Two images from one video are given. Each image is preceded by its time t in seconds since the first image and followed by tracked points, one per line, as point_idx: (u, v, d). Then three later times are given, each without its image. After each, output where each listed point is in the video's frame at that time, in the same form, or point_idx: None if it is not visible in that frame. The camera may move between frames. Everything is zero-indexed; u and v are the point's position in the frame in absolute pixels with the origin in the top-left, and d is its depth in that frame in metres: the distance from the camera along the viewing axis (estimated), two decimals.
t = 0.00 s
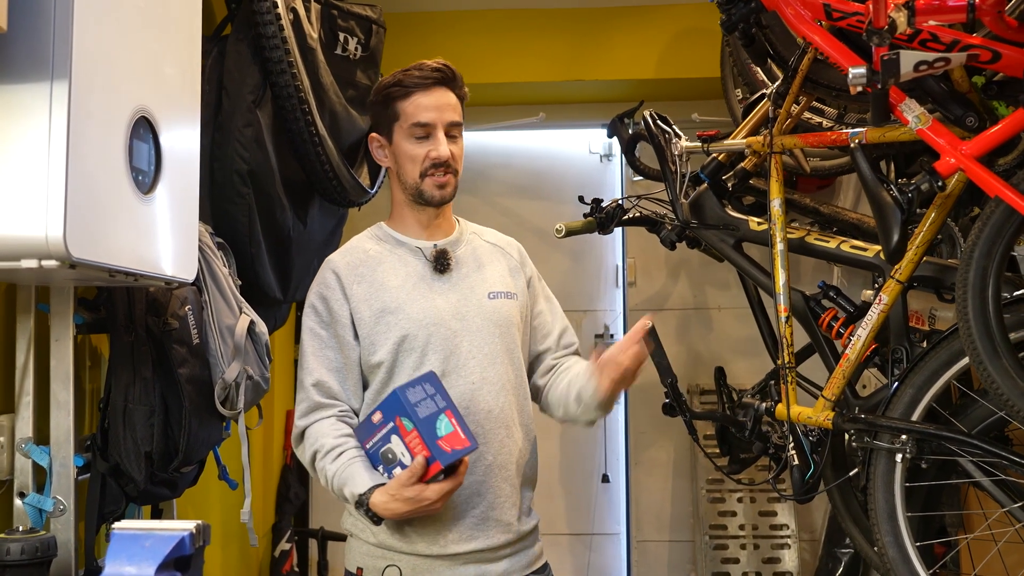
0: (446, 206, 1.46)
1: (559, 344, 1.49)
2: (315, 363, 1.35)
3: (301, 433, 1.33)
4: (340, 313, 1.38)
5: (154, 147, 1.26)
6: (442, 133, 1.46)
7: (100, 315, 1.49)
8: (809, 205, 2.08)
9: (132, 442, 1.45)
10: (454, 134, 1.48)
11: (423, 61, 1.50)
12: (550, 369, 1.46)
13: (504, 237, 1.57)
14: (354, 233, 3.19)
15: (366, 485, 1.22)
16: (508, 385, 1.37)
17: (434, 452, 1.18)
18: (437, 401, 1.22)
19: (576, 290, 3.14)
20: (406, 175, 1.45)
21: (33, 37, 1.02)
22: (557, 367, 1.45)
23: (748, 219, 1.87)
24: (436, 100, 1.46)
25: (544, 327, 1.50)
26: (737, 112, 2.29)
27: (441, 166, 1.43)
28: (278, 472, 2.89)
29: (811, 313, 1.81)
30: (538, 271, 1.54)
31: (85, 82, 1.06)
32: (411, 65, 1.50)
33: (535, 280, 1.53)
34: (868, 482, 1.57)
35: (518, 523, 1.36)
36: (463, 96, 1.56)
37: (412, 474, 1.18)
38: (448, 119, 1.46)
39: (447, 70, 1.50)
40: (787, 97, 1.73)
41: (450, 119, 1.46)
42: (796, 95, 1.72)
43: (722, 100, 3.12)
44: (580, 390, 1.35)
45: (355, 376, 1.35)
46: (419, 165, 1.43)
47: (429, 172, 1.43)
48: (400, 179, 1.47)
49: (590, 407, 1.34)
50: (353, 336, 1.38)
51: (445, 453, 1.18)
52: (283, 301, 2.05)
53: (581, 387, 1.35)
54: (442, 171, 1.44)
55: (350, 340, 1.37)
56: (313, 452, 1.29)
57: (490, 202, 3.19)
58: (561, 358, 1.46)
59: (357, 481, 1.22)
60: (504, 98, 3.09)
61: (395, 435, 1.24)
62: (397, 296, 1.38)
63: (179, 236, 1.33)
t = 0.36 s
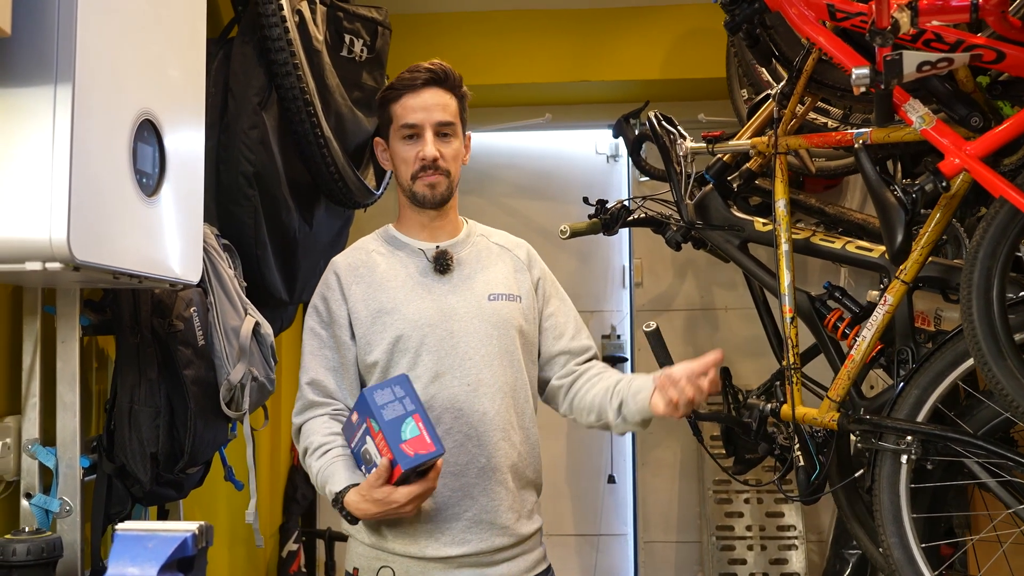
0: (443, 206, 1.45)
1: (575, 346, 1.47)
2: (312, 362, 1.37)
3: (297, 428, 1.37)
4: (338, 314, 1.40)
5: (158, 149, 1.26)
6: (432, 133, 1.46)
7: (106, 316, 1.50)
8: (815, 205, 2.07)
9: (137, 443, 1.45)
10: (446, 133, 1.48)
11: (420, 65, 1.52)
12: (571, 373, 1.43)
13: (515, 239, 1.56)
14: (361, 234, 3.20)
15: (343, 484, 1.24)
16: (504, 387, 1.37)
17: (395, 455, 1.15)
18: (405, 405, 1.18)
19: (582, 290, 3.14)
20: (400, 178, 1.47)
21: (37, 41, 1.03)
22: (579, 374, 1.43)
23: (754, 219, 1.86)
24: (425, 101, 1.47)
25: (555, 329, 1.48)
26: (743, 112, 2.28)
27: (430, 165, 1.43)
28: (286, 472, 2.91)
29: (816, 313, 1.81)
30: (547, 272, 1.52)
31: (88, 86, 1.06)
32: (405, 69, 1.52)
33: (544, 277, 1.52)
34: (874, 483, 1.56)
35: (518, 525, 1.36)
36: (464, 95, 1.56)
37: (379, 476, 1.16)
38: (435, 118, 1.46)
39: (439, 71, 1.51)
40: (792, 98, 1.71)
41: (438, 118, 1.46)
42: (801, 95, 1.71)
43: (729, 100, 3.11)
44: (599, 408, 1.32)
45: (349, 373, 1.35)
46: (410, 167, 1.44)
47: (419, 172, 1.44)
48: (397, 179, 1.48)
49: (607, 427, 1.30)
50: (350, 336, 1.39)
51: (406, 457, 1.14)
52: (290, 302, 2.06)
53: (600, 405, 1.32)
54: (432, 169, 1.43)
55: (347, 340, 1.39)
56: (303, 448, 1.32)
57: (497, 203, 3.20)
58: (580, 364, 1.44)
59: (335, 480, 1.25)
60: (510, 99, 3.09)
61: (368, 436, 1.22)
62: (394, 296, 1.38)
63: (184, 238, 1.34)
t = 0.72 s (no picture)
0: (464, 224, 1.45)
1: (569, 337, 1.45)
2: (309, 363, 1.38)
3: (293, 427, 1.38)
4: (336, 315, 1.41)
5: (154, 152, 1.27)
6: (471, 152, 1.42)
7: (104, 318, 1.51)
8: (813, 206, 2.06)
9: (134, 445, 1.46)
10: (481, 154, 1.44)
11: (458, 73, 1.44)
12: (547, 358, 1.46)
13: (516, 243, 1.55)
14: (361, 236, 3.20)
15: (341, 483, 1.26)
16: (502, 391, 1.37)
17: (401, 456, 1.17)
18: (412, 407, 1.21)
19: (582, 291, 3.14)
20: (427, 189, 1.42)
21: (33, 44, 1.03)
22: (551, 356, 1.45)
23: (751, 221, 1.86)
24: (470, 121, 1.41)
25: (550, 322, 1.47)
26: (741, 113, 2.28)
27: (467, 188, 1.40)
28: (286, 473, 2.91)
29: (813, 314, 1.80)
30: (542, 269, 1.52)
31: (83, 89, 1.07)
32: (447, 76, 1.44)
33: (539, 274, 1.51)
34: (869, 484, 1.56)
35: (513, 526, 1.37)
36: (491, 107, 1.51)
37: (382, 476, 1.18)
38: (480, 142, 1.42)
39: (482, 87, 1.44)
40: (789, 99, 1.72)
41: (481, 140, 1.42)
42: (797, 96, 1.72)
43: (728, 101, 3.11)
44: (574, 375, 1.38)
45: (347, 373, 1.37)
46: (445, 184, 1.40)
47: (454, 192, 1.40)
48: (420, 190, 1.44)
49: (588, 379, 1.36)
50: (348, 338, 1.40)
51: (412, 458, 1.16)
52: (288, 304, 2.06)
53: (574, 372, 1.37)
54: (463, 192, 1.41)
55: (345, 342, 1.40)
56: (299, 447, 1.34)
57: (496, 204, 3.20)
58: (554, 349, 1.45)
59: (332, 478, 1.27)
60: (509, 100, 3.09)
61: (372, 436, 1.24)
62: (393, 300, 1.39)
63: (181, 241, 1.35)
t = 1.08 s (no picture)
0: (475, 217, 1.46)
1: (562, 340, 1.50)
2: (314, 369, 1.34)
3: (298, 437, 1.32)
4: (342, 319, 1.37)
5: (152, 151, 1.27)
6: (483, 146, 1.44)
7: (104, 317, 1.51)
8: (814, 204, 2.06)
9: (135, 443, 1.47)
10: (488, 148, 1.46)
11: (458, 69, 1.44)
12: (543, 360, 1.48)
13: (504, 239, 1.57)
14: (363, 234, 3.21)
15: (363, 495, 1.21)
16: (509, 393, 1.38)
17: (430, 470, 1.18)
18: (438, 419, 1.20)
19: (584, 289, 3.15)
20: (442, 185, 1.41)
21: (30, 44, 1.04)
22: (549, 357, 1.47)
23: (751, 219, 1.87)
24: (482, 116, 1.43)
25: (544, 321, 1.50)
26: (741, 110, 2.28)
27: (483, 182, 1.42)
28: (289, 471, 2.92)
29: (813, 312, 1.80)
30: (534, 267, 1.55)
31: (80, 89, 1.07)
32: (453, 70, 1.44)
33: (532, 272, 1.55)
34: (868, 482, 1.56)
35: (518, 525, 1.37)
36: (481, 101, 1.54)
37: (409, 489, 1.18)
38: (492, 135, 1.44)
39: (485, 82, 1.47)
40: (789, 96, 1.72)
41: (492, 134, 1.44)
42: (796, 94, 1.71)
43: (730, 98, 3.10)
44: (567, 379, 1.39)
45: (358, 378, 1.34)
46: (463, 179, 1.41)
47: (471, 186, 1.42)
48: (431, 189, 1.43)
49: (583, 391, 1.37)
50: (354, 342, 1.37)
51: (444, 472, 1.19)
52: (290, 302, 2.06)
53: (567, 376, 1.38)
54: (476, 187, 1.42)
55: (352, 346, 1.37)
56: (310, 458, 1.29)
57: (499, 202, 3.20)
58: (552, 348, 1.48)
59: (352, 490, 1.22)
60: (511, 98, 3.09)
61: (393, 447, 1.23)
62: (402, 304, 1.37)
63: (179, 240, 1.35)
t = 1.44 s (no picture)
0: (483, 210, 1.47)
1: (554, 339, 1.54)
2: (329, 366, 1.29)
3: (314, 436, 1.27)
4: (357, 314, 1.32)
5: (152, 148, 1.27)
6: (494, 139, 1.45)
7: (107, 313, 1.52)
8: (818, 199, 2.05)
9: (137, 439, 1.47)
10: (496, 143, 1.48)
11: (467, 65, 1.46)
12: (539, 356, 1.51)
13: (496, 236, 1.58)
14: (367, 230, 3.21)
15: (398, 489, 1.19)
16: (518, 386, 1.39)
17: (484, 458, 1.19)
18: (486, 408, 1.22)
19: (588, 285, 3.14)
20: (456, 177, 1.41)
21: (29, 41, 1.04)
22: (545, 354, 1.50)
23: (754, 214, 1.87)
24: (494, 110, 1.45)
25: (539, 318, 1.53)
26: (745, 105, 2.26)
27: (495, 175, 1.44)
28: (295, 467, 2.93)
29: (815, 308, 1.79)
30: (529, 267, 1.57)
31: (78, 85, 1.07)
32: (465, 65, 1.46)
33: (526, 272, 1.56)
34: (870, 477, 1.55)
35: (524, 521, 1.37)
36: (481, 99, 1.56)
37: (456, 480, 1.18)
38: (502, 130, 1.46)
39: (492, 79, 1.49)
40: (790, 93, 1.70)
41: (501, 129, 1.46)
42: (798, 89, 1.70)
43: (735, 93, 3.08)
44: (570, 369, 1.42)
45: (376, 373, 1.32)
46: (477, 171, 1.41)
47: (483, 179, 1.43)
48: (443, 182, 1.42)
49: (585, 381, 1.41)
50: (370, 338, 1.33)
51: (495, 459, 1.20)
52: (293, 298, 2.07)
53: (570, 366, 1.42)
54: (488, 180, 1.44)
55: (368, 342, 1.32)
56: (330, 456, 1.24)
57: (503, 198, 3.19)
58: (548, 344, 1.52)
59: (386, 486, 1.19)
60: (516, 93, 3.09)
61: (434, 439, 1.23)
62: (418, 300, 1.34)
63: (180, 236, 1.35)
